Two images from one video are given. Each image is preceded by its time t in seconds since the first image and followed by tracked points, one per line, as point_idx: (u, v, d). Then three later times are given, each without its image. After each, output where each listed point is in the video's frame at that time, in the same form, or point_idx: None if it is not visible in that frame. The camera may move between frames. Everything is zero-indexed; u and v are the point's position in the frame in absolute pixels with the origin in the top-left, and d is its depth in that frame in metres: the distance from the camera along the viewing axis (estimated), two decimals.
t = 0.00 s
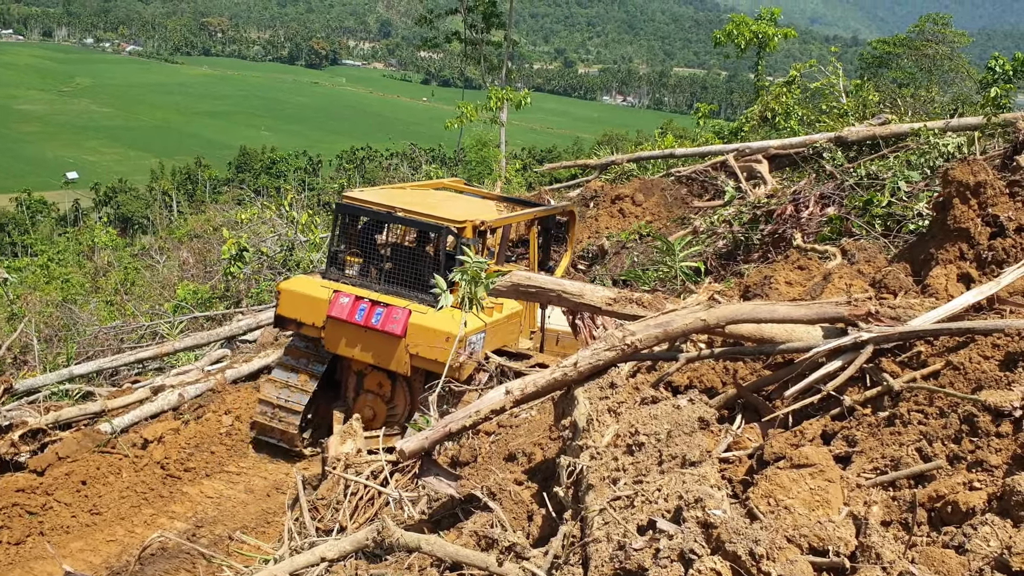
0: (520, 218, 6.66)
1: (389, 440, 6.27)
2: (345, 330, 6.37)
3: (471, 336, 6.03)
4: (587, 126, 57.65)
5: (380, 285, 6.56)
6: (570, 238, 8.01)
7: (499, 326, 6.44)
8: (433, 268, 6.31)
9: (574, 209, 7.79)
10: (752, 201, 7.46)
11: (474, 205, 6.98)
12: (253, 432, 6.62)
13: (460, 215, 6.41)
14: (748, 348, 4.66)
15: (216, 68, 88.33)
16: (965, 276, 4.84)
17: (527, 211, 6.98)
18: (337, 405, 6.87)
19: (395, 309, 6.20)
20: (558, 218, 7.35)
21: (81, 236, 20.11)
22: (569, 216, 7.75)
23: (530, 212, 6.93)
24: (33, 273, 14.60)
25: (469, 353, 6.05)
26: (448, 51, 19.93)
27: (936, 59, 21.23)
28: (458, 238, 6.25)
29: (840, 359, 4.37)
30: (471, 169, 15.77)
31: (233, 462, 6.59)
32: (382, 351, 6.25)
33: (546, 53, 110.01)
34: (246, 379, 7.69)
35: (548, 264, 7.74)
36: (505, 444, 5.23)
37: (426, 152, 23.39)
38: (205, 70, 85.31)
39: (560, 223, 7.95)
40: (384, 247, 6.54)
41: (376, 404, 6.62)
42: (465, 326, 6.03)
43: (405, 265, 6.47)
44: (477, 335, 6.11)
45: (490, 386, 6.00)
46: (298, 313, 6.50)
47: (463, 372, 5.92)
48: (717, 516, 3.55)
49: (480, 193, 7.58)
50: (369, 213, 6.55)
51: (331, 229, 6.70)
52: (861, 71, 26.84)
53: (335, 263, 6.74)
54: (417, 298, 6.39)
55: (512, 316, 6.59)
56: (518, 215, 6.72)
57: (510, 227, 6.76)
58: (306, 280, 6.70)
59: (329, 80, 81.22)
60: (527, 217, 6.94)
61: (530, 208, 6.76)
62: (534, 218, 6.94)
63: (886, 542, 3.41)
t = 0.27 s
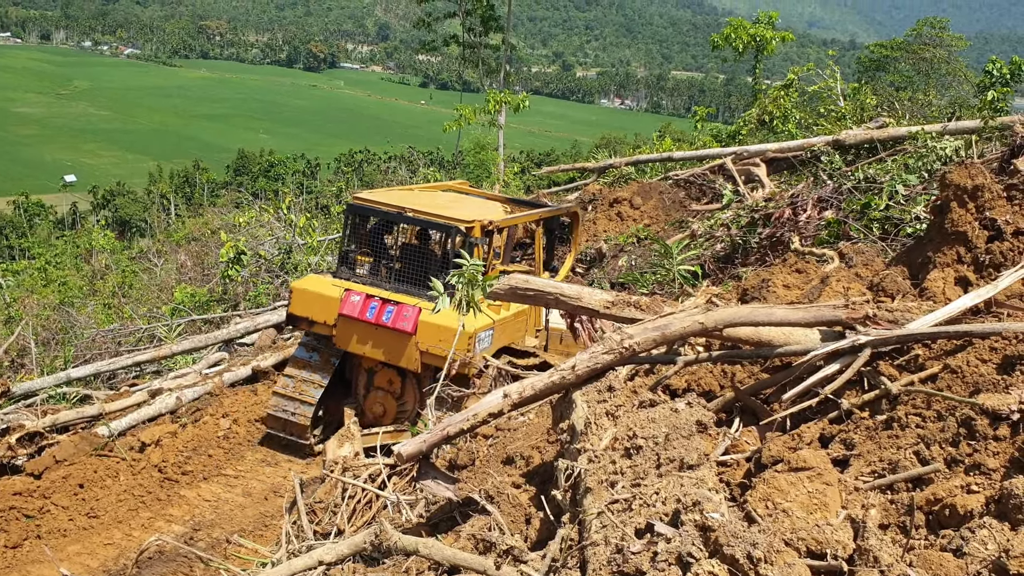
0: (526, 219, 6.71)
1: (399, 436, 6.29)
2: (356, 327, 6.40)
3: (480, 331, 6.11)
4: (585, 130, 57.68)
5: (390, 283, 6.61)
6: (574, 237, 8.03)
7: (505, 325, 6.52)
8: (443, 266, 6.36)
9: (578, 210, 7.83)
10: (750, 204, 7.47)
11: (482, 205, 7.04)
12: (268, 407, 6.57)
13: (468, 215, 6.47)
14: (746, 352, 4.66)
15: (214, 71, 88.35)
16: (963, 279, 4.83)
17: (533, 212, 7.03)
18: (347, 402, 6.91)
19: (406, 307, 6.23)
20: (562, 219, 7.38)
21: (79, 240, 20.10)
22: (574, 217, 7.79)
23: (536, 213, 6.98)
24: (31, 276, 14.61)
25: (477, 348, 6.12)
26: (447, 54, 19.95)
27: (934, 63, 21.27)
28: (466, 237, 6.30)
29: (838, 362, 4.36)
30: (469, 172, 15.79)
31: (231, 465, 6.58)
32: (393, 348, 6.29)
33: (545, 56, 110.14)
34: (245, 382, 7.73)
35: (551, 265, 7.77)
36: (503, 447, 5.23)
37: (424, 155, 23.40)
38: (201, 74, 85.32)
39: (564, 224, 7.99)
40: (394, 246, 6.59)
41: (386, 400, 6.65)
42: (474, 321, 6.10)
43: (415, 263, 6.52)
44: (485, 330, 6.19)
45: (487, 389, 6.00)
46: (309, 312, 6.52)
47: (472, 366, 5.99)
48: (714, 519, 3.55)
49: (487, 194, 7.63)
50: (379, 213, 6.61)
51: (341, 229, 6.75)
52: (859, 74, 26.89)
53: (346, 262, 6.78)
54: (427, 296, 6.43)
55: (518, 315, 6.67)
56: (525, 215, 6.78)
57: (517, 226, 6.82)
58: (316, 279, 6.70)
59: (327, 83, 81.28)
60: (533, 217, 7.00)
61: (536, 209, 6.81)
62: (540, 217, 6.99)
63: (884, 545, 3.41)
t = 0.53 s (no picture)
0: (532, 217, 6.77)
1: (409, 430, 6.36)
2: (368, 324, 6.52)
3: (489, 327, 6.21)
4: (583, 131, 57.69)
5: (401, 280, 6.74)
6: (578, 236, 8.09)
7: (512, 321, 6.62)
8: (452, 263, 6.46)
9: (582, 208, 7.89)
10: (748, 206, 7.48)
11: (490, 204, 7.12)
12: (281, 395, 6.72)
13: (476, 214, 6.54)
14: (744, 353, 4.66)
15: (212, 72, 88.24)
16: (961, 281, 4.83)
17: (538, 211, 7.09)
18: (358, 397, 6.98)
19: (416, 303, 6.33)
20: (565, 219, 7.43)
21: (77, 241, 20.08)
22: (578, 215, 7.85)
23: (542, 212, 7.04)
24: (28, 276, 14.60)
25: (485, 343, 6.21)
26: (445, 55, 19.95)
27: (932, 64, 21.29)
28: (474, 234, 6.37)
29: (836, 364, 4.37)
30: (467, 173, 15.79)
31: (229, 467, 6.57)
32: (404, 344, 6.38)
33: (543, 58, 110.18)
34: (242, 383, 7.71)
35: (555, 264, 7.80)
36: (501, 448, 5.23)
37: (422, 156, 23.40)
38: (199, 75, 85.29)
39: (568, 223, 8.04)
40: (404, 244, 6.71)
41: (397, 394, 6.72)
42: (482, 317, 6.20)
43: (425, 260, 6.63)
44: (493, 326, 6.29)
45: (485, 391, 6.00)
46: (321, 309, 6.65)
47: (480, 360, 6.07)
48: (712, 521, 3.55)
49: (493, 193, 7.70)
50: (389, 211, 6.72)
51: (352, 227, 6.89)
52: (857, 75, 26.91)
53: (357, 259, 6.92)
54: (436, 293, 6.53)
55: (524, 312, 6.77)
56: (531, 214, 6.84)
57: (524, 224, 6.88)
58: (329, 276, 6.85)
59: (325, 85, 81.28)
60: (538, 216, 7.06)
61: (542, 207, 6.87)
62: (547, 216, 7.05)
63: (882, 547, 3.41)
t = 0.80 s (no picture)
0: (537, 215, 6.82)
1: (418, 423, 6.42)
2: (377, 320, 6.52)
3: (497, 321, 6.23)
4: (579, 132, 57.69)
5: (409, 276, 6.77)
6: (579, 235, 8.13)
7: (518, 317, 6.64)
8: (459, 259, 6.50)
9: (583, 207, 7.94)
10: (745, 206, 7.49)
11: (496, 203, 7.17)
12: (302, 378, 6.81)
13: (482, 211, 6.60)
14: (741, 353, 4.66)
15: (208, 73, 88.00)
16: (957, 281, 4.84)
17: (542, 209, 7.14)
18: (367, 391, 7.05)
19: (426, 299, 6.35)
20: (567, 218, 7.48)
21: (73, 241, 20.06)
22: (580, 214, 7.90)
23: (545, 210, 7.09)
24: (25, 277, 14.60)
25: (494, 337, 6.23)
26: (442, 56, 19.94)
27: (929, 65, 21.32)
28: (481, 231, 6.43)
29: (832, 364, 4.37)
30: (465, 174, 15.80)
31: (225, 468, 6.57)
32: (413, 339, 6.40)
33: (540, 59, 110.22)
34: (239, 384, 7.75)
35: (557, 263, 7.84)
36: (498, 449, 5.24)
37: (419, 157, 23.40)
38: (196, 75, 85.23)
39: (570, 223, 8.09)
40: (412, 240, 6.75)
41: (405, 389, 6.78)
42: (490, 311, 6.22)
43: (432, 256, 6.67)
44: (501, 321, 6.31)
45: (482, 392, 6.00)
46: (331, 305, 6.67)
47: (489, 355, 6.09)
48: (709, 522, 3.55)
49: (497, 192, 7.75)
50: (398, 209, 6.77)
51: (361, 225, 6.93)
52: (854, 76, 26.94)
53: (367, 257, 6.95)
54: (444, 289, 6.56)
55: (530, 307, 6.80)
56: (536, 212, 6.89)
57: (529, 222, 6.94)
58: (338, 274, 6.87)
59: (323, 85, 81.23)
60: (542, 214, 7.11)
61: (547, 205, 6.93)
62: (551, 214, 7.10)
63: (878, 548, 3.42)
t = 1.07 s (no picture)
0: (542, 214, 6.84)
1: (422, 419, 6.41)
2: (386, 316, 6.52)
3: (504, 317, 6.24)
4: (576, 133, 57.72)
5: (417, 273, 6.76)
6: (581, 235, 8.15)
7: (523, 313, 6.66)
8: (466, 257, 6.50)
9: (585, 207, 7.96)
10: (741, 207, 7.51)
11: (501, 202, 7.19)
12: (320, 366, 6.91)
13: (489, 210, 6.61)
14: (738, 354, 4.66)
15: (205, 73, 87.98)
16: (953, 282, 4.84)
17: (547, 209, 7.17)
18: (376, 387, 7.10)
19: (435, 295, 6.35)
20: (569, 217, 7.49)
21: (70, 242, 20.06)
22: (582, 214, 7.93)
23: (550, 209, 7.11)
24: (21, 278, 14.60)
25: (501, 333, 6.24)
26: (439, 57, 19.96)
27: (925, 65, 21.37)
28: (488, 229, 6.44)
29: (829, 365, 4.37)
30: (461, 174, 15.81)
31: (222, 469, 6.57)
32: (422, 335, 6.40)
33: (537, 59, 110.28)
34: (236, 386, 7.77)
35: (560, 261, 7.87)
36: (495, 450, 5.25)
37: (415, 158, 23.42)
38: (193, 76, 85.18)
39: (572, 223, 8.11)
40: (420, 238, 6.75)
41: (414, 384, 6.77)
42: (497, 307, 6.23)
43: (440, 254, 6.67)
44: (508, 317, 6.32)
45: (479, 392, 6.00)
46: (340, 303, 6.66)
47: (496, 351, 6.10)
48: (706, 522, 3.55)
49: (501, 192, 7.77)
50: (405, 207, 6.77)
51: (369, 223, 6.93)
52: (849, 77, 26.99)
53: (374, 255, 6.95)
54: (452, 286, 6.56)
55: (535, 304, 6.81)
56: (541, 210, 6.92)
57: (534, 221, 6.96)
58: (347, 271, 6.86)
59: (320, 86, 81.22)
60: (547, 213, 7.14)
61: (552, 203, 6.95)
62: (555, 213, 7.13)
63: (874, 548, 3.42)
